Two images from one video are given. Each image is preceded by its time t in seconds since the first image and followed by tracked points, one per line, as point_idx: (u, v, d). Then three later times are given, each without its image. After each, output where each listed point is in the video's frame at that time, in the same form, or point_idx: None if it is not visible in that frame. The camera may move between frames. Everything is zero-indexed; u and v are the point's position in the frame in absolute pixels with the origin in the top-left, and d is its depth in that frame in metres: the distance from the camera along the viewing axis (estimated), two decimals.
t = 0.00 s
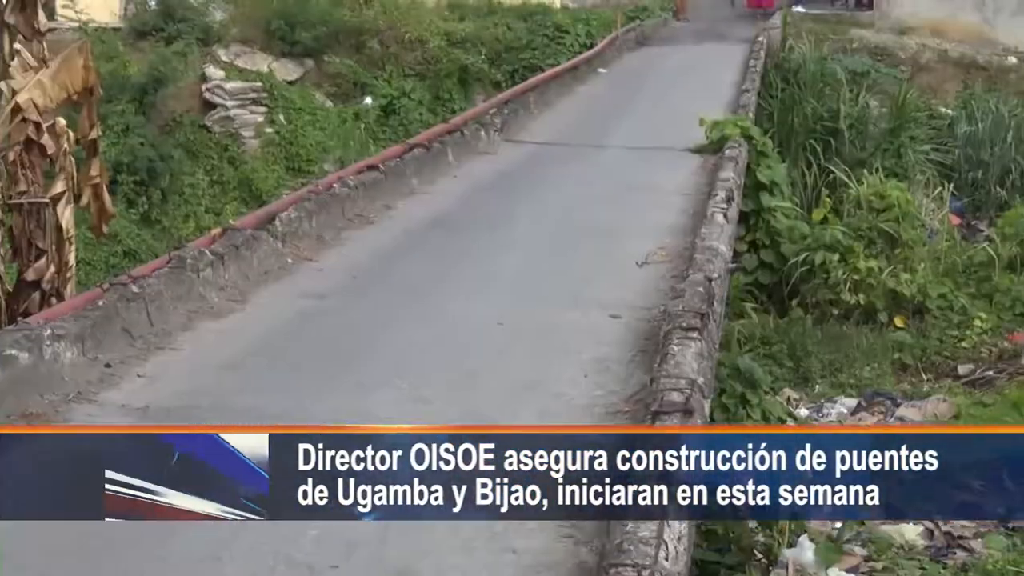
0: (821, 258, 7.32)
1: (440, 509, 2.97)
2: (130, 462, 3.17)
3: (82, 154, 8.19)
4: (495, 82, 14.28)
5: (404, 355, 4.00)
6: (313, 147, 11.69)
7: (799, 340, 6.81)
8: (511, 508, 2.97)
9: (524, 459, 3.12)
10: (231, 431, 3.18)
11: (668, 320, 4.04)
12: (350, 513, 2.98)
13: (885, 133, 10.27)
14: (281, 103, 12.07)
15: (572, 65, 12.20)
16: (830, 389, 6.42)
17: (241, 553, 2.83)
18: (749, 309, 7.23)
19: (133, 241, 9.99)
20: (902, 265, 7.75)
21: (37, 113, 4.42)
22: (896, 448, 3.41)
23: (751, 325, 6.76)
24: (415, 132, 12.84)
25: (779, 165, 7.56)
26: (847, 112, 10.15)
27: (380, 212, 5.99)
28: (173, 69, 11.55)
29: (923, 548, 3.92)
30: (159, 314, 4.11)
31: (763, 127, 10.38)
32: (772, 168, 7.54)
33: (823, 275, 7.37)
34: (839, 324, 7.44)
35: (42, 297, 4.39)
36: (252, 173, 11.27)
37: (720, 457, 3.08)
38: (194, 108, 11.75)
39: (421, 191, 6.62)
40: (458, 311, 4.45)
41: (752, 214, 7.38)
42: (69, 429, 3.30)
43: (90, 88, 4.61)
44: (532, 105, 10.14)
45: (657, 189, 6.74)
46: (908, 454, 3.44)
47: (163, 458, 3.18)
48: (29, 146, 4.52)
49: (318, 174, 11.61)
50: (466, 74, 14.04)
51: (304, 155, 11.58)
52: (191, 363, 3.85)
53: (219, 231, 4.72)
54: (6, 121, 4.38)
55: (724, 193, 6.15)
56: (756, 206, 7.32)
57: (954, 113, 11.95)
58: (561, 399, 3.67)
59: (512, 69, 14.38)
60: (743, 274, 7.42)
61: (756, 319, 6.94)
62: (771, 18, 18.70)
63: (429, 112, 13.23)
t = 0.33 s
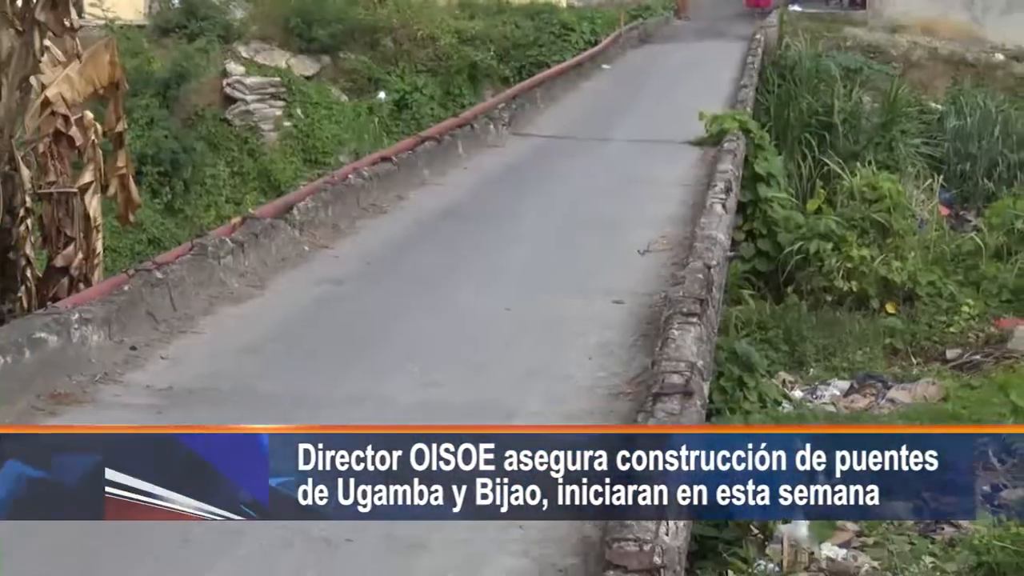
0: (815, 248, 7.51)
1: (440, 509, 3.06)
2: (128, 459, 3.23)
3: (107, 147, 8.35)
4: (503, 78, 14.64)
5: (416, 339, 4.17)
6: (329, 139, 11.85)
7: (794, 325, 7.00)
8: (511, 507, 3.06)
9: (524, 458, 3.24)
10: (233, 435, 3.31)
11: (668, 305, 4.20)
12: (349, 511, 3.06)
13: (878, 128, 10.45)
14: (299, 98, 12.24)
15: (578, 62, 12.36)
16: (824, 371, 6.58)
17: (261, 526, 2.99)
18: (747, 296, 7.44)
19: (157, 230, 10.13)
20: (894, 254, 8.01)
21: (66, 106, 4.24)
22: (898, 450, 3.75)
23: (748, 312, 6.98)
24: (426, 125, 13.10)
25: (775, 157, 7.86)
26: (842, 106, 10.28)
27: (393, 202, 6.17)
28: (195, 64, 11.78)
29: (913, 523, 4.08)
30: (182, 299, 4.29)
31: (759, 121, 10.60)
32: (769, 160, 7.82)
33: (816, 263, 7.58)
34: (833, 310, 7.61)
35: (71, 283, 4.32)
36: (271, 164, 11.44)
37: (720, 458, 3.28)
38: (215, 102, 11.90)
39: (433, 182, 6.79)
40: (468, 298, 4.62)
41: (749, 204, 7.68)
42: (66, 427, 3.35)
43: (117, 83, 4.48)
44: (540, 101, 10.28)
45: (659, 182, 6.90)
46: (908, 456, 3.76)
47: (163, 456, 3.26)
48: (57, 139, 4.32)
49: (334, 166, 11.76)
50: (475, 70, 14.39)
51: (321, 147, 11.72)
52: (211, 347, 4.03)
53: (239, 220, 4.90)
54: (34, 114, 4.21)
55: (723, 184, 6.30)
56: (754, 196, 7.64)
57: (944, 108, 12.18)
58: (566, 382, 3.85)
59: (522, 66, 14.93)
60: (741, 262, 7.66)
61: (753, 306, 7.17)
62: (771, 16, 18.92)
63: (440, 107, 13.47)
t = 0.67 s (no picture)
0: (809, 236, 7.94)
1: (440, 507, 3.16)
2: (129, 460, 3.35)
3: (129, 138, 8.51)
4: (508, 74, 14.92)
5: (426, 323, 4.34)
6: (342, 133, 12.17)
7: (789, 312, 7.18)
8: (511, 507, 3.14)
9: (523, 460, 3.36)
10: (235, 444, 3.42)
11: (668, 292, 4.38)
12: (349, 510, 3.15)
13: (867, 122, 10.72)
14: (312, 93, 12.49)
15: (581, 59, 12.48)
16: (817, 355, 6.77)
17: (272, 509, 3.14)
18: (743, 283, 7.61)
19: (178, 219, 10.28)
20: (884, 243, 8.31)
21: (90, 100, 4.37)
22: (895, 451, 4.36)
23: (744, 297, 7.15)
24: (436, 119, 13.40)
25: (770, 150, 7.99)
26: (834, 101, 10.56)
27: (403, 192, 6.36)
28: (215, 61, 11.74)
29: (900, 502, 4.33)
30: (201, 285, 4.47)
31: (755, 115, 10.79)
32: (765, 152, 7.97)
33: (811, 251, 7.97)
34: (825, 297, 7.96)
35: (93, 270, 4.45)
36: (286, 156, 11.72)
37: (720, 457, 3.44)
38: (233, 97, 12.02)
39: (442, 173, 6.96)
40: (475, 284, 4.79)
41: (745, 194, 8.07)
42: (74, 429, 3.47)
43: (138, 78, 4.64)
44: (544, 96, 10.41)
45: (658, 173, 7.06)
46: (906, 455, 4.38)
47: (168, 459, 3.37)
48: (82, 132, 4.44)
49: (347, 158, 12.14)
50: (483, 66, 14.66)
51: (335, 141, 12.07)
52: (229, 332, 4.21)
53: (256, 210, 5.09)
54: (60, 109, 4.32)
55: (721, 175, 6.49)
56: (749, 187, 7.99)
57: (932, 103, 12.27)
58: (570, 364, 4.02)
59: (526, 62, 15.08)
60: (738, 250, 8.01)
61: (749, 293, 7.34)
62: (765, 14, 19.29)
63: (449, 101, 13.85)
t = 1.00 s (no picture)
0: (802, 223, 8.11)
1: (440, 507, 3.19)
2: (136, 454, 3.39)
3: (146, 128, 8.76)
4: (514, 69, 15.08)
5: (433, 307, 4.51)
6: (354, 125, 12.74)
7: (783, 296, 7.41)
8: (511, 507, 3.18)
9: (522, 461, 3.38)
10: (237, 444, 3.44)
11: (667, 277, 4.55)
12: (349, 510, 3.18)
13: (858, 113, 10.91)
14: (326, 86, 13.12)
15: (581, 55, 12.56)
16: (810, 338, 6.96)
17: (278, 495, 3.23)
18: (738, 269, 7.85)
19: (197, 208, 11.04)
20: (874, 230, 8.43)
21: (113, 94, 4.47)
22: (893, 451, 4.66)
23: (739, 282, 7.42)
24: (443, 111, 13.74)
25: (766, 140, 8.46)
26: (826, 94, 10.68)
27: (412, 182, 6.54)
28: (231, 56, 12.47)
29: (890, 477, 4.56)
30: (218, 271, 4.66)
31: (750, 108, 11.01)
32: (759, 143, 8.44)
33: (804, 238, 8.15)
34: (818, 281, 8.15)
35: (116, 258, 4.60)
36: (301, 146, 12.31)
37: (722, 459, 3.66)
38: (249, 91, 12.80)
39: (450, 164, 7.14)
40: (481, 270, 4.96)
41: (741, 184, 8.35)
42: (76, 428, 3.50)
43: (157, 73, 4.69)
44: (549, 89, 10.58)
45: (657, 163, 7.24)
46: (907, 456, 4.64)
47: (172, 455, 3.40)
48: (104, 124, 4.56)
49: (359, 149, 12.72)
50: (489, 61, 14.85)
51: (347, 132, 12.61)
52: (245, 316, 4.38)
53: (270, 200, 5.28)
54: (83, 102, 4.45)
55: (718, 165, 6.67)
56: (745, 176, 8.30)
57: (920, 95, 12.55)
58: (573, 347, 4.19)
59: (532, 57, 15.38)
60: (733, 237, 8.28)
61: (744, 277, 7.60)
62: (763, 9, 19.68)
63: (456, 93, 14.19)
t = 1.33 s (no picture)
0: (794, 212, 8.45)
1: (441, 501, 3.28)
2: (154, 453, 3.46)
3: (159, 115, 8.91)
4: (517, 64, 16.08)
5: (440, 293, 4.69)
6: (364, 118, 13.65)
7: (776, 282, 7.70)
8: (511, 506, 3.24)
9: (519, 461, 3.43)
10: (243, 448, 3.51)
11: (664, 264, 4.72)
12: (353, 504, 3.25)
13: (849, 105, 11.08)
14: (336, 82, 14.07)
15: (581, 49, 12.75)
16: (802, 322, 7.25)
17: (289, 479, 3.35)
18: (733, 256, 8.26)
19: (211, 198, 11.74)
20: (864, 218, 8.83)
21: (131, 89, 4.62)
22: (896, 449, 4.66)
23: (734, 269, 7.76)
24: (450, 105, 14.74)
25: (759, 131, 8.67)
26: (817, 87, 10.86)
27: (419, 172, 6.71)
28: (245, 52, 13.43)
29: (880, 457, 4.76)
30: (233, 259, 4.83)
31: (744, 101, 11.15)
32: (753, 134, 8.65)
33: (796, 226, 8.49)
34: (809, 268, 8.49)
35: (135, 246, 4.72)
36: (312, 140, 13.14)
37: (720, 459, 3.95)
38: (262, 86, 13.67)
39: (456, 155, 7.32)
40: (485, 258, 5.13)
41: (736, 173, 8.64)
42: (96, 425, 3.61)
43: (174, 68, 4.87)
44: (550, 82, 10.77)
45: (655, 154, 7.42)
46: (906, 456, 4.63)
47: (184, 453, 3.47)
48: (123, 117, 4.70)
49: (367, 140, 13.56)
50: (493, 56, 15.93)
51: (356, 125, 13.52)
52: (259, 303, 4.55)
53: (283, 191, 5.46)
54: (103, 96, 4.60)
55: (713, 155, 6.86)
56: (739, 167, 8.58)
57: (908, 88, 12.79)
58: (574, 332, 4.36)
59: (534, 53, 16.27)
60: (727, 225, 8.55)
61: (739, 265, 7.91)
62: (755, 6, 20.09)
63: (461, 88, 15.13)
